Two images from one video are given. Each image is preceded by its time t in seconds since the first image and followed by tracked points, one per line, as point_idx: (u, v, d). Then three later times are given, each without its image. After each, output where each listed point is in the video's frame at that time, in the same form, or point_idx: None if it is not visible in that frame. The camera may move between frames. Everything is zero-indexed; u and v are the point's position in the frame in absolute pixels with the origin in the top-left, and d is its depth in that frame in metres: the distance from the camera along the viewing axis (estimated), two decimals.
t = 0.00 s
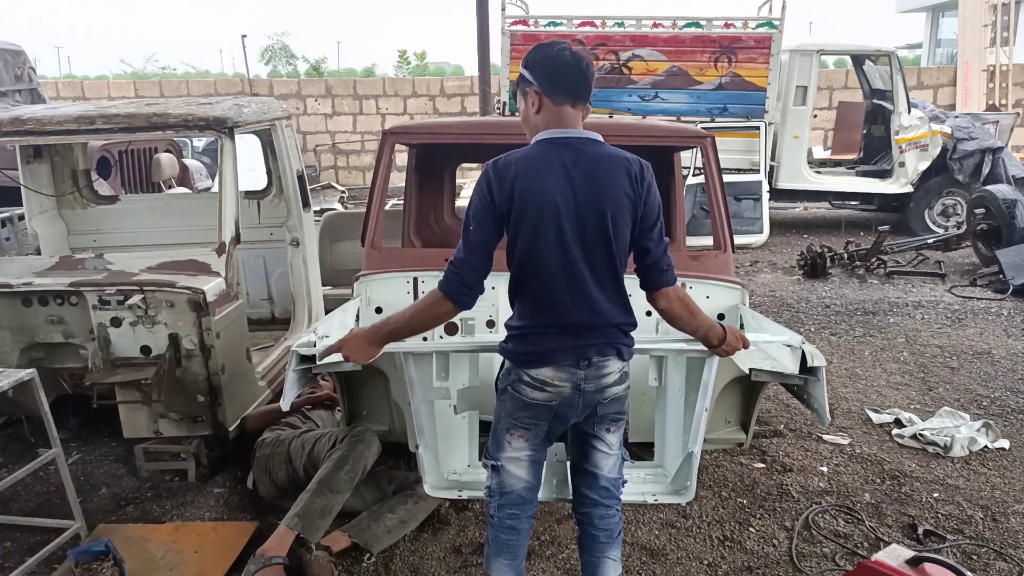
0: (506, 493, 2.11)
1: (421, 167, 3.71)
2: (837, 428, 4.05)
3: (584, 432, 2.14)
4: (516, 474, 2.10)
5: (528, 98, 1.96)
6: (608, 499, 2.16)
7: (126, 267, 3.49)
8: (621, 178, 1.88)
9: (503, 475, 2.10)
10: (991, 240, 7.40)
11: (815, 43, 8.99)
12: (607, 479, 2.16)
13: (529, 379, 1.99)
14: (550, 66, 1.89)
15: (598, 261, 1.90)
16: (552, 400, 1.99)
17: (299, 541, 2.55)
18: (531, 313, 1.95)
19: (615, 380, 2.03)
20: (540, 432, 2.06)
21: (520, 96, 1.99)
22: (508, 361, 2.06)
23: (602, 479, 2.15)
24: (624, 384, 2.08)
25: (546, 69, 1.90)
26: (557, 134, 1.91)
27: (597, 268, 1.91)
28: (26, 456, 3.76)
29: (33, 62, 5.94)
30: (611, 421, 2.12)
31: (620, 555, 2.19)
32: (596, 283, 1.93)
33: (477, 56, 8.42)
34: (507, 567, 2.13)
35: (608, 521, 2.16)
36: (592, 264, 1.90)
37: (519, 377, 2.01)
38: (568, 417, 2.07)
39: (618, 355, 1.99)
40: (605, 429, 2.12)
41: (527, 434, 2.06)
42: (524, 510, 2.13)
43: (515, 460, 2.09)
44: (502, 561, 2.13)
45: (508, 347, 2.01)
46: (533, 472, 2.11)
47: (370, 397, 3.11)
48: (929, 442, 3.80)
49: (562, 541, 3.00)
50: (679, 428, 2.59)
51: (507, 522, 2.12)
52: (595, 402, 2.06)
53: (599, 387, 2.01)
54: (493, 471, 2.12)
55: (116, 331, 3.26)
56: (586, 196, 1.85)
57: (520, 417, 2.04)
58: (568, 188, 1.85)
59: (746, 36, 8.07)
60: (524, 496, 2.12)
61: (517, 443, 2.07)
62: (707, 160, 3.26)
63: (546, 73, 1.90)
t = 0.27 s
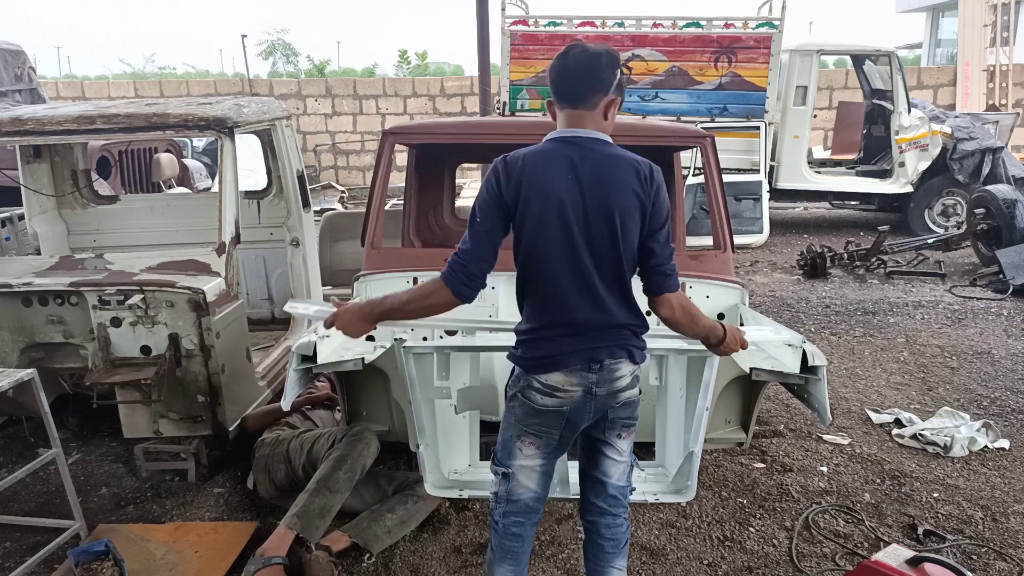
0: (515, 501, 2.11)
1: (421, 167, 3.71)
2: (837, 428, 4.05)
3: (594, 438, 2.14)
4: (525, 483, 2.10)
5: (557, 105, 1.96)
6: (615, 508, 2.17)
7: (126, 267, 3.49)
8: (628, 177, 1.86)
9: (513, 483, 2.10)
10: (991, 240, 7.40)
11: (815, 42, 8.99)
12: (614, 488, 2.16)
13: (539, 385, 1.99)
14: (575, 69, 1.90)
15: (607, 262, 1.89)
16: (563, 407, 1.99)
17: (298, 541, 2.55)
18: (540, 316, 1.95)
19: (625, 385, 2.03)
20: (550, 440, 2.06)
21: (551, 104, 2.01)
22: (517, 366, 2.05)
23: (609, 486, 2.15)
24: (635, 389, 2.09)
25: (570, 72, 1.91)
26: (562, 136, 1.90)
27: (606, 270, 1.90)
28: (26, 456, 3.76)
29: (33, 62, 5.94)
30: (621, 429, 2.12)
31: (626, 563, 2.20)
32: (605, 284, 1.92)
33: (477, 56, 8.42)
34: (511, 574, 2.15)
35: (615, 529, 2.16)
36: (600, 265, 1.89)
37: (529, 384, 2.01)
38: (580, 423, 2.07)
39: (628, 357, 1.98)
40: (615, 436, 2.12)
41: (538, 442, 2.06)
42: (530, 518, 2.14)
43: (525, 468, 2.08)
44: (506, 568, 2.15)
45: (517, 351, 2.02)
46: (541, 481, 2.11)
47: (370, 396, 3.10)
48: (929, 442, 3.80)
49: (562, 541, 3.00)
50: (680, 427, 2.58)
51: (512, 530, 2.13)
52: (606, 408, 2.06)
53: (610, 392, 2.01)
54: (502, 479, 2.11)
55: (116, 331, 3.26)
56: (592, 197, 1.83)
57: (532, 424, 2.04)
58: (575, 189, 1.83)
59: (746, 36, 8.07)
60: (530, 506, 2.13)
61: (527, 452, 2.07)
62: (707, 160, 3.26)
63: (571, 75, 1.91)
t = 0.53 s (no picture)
0: (511, 487, 2.09)
1: (421, 168, 3.71)
2: (837, 428, 4.05)
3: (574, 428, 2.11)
4: (516, 469, 2.09)
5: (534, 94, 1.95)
6: (601, 500, 2.11)
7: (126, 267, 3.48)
8: (598, 170, 1.86)
9: (502, 470, 2.09)
10: (991, 240, 7.40)
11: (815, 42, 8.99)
12: (599, 480, 2.11)
13: (517, 370, 2.00)
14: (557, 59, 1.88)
15: (576, 254, 1.89)
16: (539, 391, 2.00)
17: (299, 541, 2.55)
18: (514, 307, 1.97)
19: (602, 374, 2.01)
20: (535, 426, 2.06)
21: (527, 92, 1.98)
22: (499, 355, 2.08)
23: (593, 478, 2.09)
24: (615, 378, 2.05)
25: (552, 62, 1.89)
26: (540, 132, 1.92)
27: (577, 262, 1.90)
28: (26, 456, 3.76)
29: (32, 62, 5.93)
30: (600, 417, 2.07)
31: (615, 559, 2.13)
32: (578, 276, 1.92)
33: (477, 56, 8.41)
34: (523, 561, 2.11)
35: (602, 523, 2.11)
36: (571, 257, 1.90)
37: (507, 369, 2.03)
38: (561, 410, 2.05)
39: (603, 349, 1.97)
40: (593, 425, 2.07)
41: (525, 427, 2.06)
42: (530, 504, 2.11)
43: (514, 453, 2.08)
44: (517, 557, 2.11)
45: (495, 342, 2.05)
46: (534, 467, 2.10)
47: (370, 397, 3.10)
48: (929, 442, 3.80)
49: (562, 541, 3.00)
50: (677, 426, 2.60)
51: (516, 516, 2.10)
52: (583, 395, 2.03)
53: (586, 380, 2.00)
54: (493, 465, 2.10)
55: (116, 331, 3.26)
56: (560, 190, 1.85)
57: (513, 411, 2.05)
58: (543, 180, 1.85)
59: (746, 36, 8.08)
60: (530, 489, 2.11)
61: (515, 437, 2.07)
62: (707, 161, 3.26)
63: (551, 67, 1.89)
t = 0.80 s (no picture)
0: (646, 499, 2.18)
1: (421, 168, 3.71)
2: (837, 428, 4.05)
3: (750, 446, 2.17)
4: (661, 483, 2.16)
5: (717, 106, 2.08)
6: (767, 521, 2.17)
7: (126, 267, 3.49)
8: (797, 181, 1.90)
9: (645, 481, 2.17)
10: (991, 240, 7.40)
11: (815, 42, 8.99)
12: (783, 500, 2.18)
13: (688, 388, 2.04)
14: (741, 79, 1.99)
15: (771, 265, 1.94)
16: (711, 410, 2.02)
17: (299, 540, 2.55)
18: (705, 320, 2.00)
19: (786, 391, 2.03)
20: (693, 443, 2.10)
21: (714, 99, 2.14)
22: (668, 367, 2.12)
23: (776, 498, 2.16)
24: (795, 397, 2.07)
25: (736, 79, 2.01)
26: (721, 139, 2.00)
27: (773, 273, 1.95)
28: (26, 456, 3.75)
29: (32, 62, 5.93)
30: (784, 438, 2.12)
31: None
32: (762, 282, 1.97)
33: (477, 56, 8.41)
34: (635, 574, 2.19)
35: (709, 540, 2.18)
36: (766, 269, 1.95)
37: (679, 386, 2.06)
38: (732, 431, 2.09)
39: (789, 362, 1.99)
40: (780, 446, 2.13)
41: (682, 443, 2.11)
42: (658, 518, 2.19)
43: (663, 467, 2.14)
44: (630, 568, 2.20)
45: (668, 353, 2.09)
46: (680, 483, 2.16)
47: (371, 397, 3.10)
48: (929, 442, 3.80)
49: (562, 542, 3.00)
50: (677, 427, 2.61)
51: (640, 528, 2.18)
52: (764, 414, 2.07)
53: (767, 396, 2.01)
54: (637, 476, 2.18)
55: (116, 331, 3.26)
56: (754, 199, 1.90)
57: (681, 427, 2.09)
58: (728, 188, 1.91)
59: (746, 36, 8.08)
60: (662, 506, 2.18)
61: (668, 451, 2.13)
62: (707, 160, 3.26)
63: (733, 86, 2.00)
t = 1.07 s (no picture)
0: (686, 495, 2.26)
1: (421, 168, 3.71)
2: (837, 428, 4.04)
3: (778, 439, 2.26)
4: (699, 478, 2.25)
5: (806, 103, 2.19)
6: (799, 515, 2.24)
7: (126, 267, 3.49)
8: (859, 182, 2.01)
9: (682, 474, 2.27)
10: (991, 240, 7.41)
11: (815, 42, 8.99)
12: (798, 494, 2.24)
13: (724, 376, 2.14)
14: (841, 83, 2.10)
15: (816, 260, 2.03)
16: (747, 398, 2.13)
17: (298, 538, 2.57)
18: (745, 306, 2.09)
19: (817, 384, 2.14)
20: (729, 434, 2.21)
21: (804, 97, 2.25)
22: (702, 359, 2.23)
23: (797, 491, 2.24)
24: (825, 391, 2.17)
25: (833, 83, 2.12)
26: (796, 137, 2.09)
27: (819, 267, 2.04)
28: (26, 456, 3.76)
29: (32, 62, 5.94)
30: (807, 432, 2.21)
31: (808, 570, 2.26)
32: (803, 274, 2.05)
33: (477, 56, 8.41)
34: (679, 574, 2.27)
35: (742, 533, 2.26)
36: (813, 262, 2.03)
37: (716, 374, 2.17)
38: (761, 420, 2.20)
39: (823, 356, 2.08)
40: (804, 439, 2.22)
41: (717, 435, 2.21)
42: (699, 515, 2.27)
43: (699, 461, 2.24)
44: (674, 566, 2.28)
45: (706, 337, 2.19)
46: (717, 476, 2.26)
47: (370, 397, 3.10)
48: (929, 442, 3.79)
49: (562, 541, 3.00)
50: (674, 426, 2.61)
51: (682, 526, 2.26)
52: (794, 406, 2.17)
53: (800, 388, 2.12)
54: (675, 472, 2.28)
55: (116, 331, 3.26)
56: (812, 190, 2.00)
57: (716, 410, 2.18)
58: (797, 174, 2.01)
59: (746, 36, 8.08)
60: (702, 502, 2.27)
61: (706, 443, 2.22)
62: (706, 160, 3.26)
63: (833, 89, 2.11)
